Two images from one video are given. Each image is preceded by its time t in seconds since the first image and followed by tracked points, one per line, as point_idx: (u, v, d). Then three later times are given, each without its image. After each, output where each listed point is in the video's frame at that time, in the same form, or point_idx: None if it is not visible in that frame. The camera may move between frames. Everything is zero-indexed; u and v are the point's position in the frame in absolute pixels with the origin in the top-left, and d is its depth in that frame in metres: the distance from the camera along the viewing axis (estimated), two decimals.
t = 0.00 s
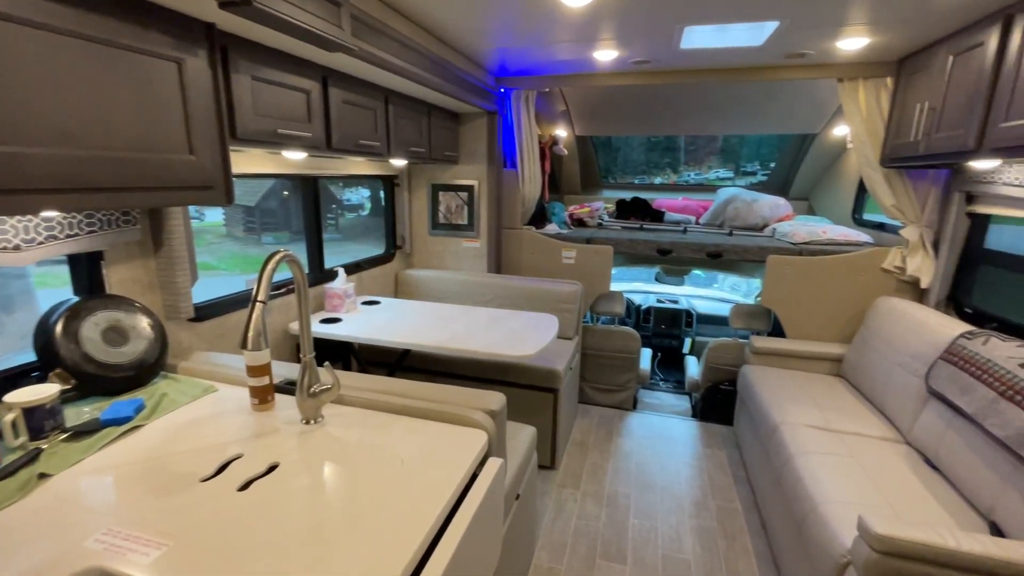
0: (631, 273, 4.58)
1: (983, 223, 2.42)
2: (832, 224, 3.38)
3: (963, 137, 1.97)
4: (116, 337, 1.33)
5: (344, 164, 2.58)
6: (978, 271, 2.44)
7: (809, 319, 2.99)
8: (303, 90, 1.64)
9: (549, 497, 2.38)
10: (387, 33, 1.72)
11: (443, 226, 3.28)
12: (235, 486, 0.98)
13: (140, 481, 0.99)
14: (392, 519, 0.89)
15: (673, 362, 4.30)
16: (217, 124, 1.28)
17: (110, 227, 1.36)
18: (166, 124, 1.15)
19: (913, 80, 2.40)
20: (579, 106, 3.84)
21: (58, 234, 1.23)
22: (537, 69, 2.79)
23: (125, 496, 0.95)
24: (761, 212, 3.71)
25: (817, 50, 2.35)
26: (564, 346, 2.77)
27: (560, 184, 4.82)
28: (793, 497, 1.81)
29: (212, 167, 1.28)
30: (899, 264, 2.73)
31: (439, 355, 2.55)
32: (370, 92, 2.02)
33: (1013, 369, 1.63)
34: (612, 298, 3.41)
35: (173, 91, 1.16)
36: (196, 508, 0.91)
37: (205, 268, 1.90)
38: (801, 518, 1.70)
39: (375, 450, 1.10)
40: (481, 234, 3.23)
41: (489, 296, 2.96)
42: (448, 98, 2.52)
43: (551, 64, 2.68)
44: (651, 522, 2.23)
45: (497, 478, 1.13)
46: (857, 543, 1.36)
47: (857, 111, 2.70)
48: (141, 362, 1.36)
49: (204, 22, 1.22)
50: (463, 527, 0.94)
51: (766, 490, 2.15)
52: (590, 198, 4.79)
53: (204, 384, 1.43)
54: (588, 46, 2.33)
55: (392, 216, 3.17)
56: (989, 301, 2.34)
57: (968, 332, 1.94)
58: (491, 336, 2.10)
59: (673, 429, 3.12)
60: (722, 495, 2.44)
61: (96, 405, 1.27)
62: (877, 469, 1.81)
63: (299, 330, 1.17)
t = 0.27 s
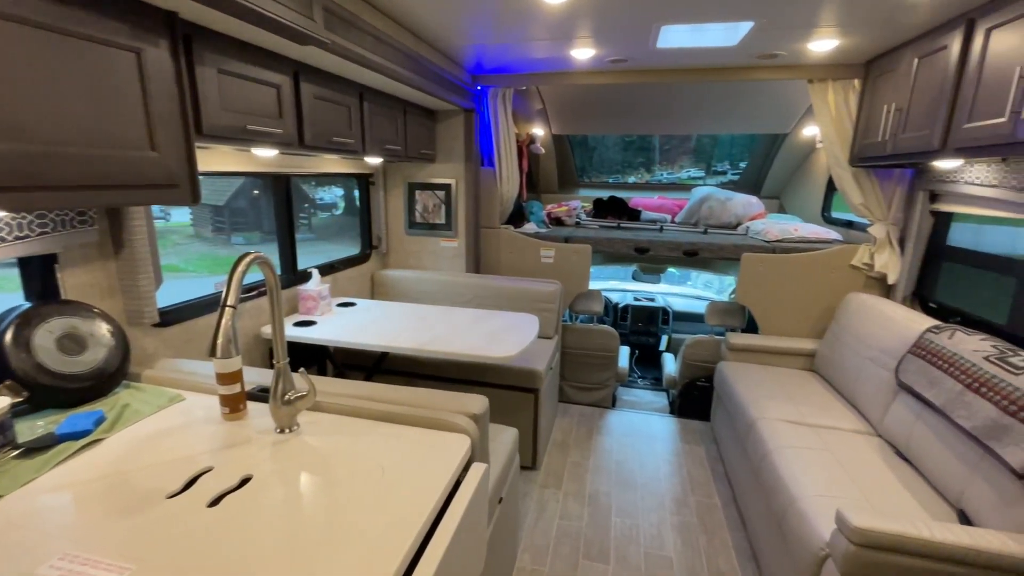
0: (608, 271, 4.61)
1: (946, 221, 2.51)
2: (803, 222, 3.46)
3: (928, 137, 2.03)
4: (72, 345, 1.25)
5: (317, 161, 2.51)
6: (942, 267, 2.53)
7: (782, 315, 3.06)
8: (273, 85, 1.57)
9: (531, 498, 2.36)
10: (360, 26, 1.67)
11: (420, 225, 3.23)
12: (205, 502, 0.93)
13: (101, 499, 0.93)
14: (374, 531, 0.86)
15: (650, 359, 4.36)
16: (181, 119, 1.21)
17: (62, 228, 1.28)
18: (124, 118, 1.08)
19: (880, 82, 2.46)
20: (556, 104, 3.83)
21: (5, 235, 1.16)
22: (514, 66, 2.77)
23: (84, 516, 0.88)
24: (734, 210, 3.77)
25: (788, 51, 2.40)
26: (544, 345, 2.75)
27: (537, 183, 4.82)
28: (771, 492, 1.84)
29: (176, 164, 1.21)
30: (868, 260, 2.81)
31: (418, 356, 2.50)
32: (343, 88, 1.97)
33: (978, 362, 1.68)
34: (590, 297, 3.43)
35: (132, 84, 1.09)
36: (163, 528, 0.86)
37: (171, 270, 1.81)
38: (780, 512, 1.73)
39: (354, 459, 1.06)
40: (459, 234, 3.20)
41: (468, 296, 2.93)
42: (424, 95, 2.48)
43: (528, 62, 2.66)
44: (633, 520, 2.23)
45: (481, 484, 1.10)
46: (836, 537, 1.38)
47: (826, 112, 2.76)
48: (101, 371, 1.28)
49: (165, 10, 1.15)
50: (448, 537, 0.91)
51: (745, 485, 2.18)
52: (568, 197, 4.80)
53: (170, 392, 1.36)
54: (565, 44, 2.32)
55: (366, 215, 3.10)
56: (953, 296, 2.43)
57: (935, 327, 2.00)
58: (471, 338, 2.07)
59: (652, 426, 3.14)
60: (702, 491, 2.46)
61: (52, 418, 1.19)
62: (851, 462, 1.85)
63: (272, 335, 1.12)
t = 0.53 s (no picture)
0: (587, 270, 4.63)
1: (912, 219, 2.59)
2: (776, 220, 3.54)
3: (896, 138, 2.09)
4: (28, 353, 1.18)
5: (290, 159, 2.44)
6: (908, 264, 2.61)
7: (757, 311, 3.12)
8: (243, 79, 1.51)
9: (513, 499, 2.35)
10: (335, 20, 1.62)
11: (397, 224, 3.18)
12: (175, 517, 0.88)
13: (60, 518, 0.87)
14: (356, 541, 0.83)
15: (628, 356, 4.40)
16: (145, 115, 1.15)
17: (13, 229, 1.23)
18: (81, 112, 1.02)
19: (849, 83, 2.53)
20: (533, 103, 3.82)
21: None
22: (492, 64, 2.75)
23: (42, 536, 0.83)
24: (709, 209, 3.84)
25: (761, 52, 2.43)
26: (524, 345, 2.74)
27: (515, 182, 4.81)
28: (750, 486, 1.87)
29: (140, 162, 1.15)
30: (838, 257, 2.88)
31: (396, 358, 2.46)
32: (317, 83, 1.91)
33: (945, 355, 1.74)
34: (570, 296, 3.44)
35: (90, 76, 1.03)
36: (129, 547, 0.81)
37: (136, 272, 1.73)
38: (760, 506, 1.75)
39: (333, 467, 1.03)
40: (438, 233, 3.16)
41: (447, 296, 2.90)
42: (400, 92, 2.43)
43: (506, 60, 2.64)
44: (614, 518, 2.24)
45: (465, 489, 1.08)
46: (814, 530, 1.41)
47: (798, 112, 2.82)
48: (60, 380, 1.21)
49: None
50: (433, 545, 0.89)
51: (724, 480, 2.21)
52: (545, 196, 4.80)
53: (136, 401, 1.29)
54: (543, 42, 2.31)
55: (342, 214, 3.04)
56: (918, 292, 2.51)
57: (904, 321, 2.07)
58: (451, 339, 2.05)
59: (632, 423, 3.17)
60: (681, 486, 2.49)
61: (6, 432, 1.11)
62: (826, 455, 1.90)
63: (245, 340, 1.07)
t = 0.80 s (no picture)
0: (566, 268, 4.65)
1: (881, 217, 2.67)
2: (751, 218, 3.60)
3: (866, 138, 2.14)
4: None
5: (263, 157, 2.38)
6: (878, 261, 2.69)
7: (734, 308, 3.17)
8: (213, 74, 1.46)
9: (497, 499, 2.33)
10: (309, 14, 1.58)
11: (375, 223, 3.14)
12: (146, 532, 0.84)
13: (20, 537, 0.82)
14: (339, 552, 0.80)
15: (609, 354, 4.43)
16: (108, 110, 1.10)
17: None
18: (37, 107, 0.96)
19: (821, 85, 2.58)
20: (512, 102, 3.81)
21: None
22: (470, 62, 2.72)
23: None
24: (686, 208, 3.89)
25: (737, 53, 2.47)
26: (506, 344, 2.73)
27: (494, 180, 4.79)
28: (730, 481, 1.89)
29: (103, 160, 1.10)
30: (811, 255, 2.95)
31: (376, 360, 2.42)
32: (291, 79, 1.86)
33: (915, 349, 1.79)
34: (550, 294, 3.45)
35: (47, 68, 0.97)
36: (96, 566, 0.77)
37: (101, 274, 1.66)
38: (740, 500, 1.78)
39: (314, 474, 1.00)
40: (417, 232, 3.12)
41: (427, 296, 2.86)
42: (377, 89, 2.39)
43: (485, 58, 2.62)
44: (598, 515, 2.25)
45: (450, 493, 1.06)
46: (794, 523, 1.43)
47: (772, 113, 2.87)
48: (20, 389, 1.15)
49: None
50: (418, 552, 0.87)
51: (704, 476, 2.24)
52: (525, 195, 4.80)
53: (103, 410, 1.24)
54: (522, 40, 2.30)
55: (318, 213, 2.97)
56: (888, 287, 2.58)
57: (875, 317, 2.12)
58: (432, 340, 2.02)
59: (613, 421, 3.19)
60: (663, 482, 2.52)
61: None
62: (803, 449, 1.94)
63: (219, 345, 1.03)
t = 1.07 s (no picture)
0: (548, 267, 4.66)
1: (854, 215, 2.74)
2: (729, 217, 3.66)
3: (840, 138, 2.19)
4: None
5: (238, 155, 2.31)
6: (851, 258, 2.76)
7: (713, 306, 3.22)
8: (184, 69, 1.41)
9: (481, 500, 2.32)
10: (284, 8, 1.53)
11: (355, 223, 3.09)
12: (118, 547, 0.80)
13: None
14: (324, 561, 0.78)
15: (590, 352, 4.46)
16: (72, 105, 1.05)
17: None
18: None
19: (796, 85, 2.63)
20: (493, 100, 3.79)
21: None
22: (450, 60, 2.70)
23: None
24: (665, 206, 3.93)
25: (715, 53, 2.50)
26: (489, 344, 2.71)
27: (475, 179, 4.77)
28: (712, 477, 1.92)
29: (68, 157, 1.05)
30: (787, 252, 3.01)
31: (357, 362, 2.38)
32: (266, 75, 1.81)
33: (889, 344, 1.84)
34: (533, 293, 3.44)
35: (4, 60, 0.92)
36: None
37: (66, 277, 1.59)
38: (722, 495, 1.80)
39: (296, 481, 0.97)
40: (398, 231, 3.10)
41: (409, 296, 2.83)
42: (356, 86, 2.35)
43: (465, 55, 2.60)
44: (582, 513, 2.26)
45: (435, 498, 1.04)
46: (775, 516, 1.46)
47: (749, 112, 2.92)
48: None
49: None
50: (406, 558, 0.85)
51: (686, 471, 2.27)
52: (506, 194, 4.79)
53: (69, 419, 1.18)
54: (503, 38, 2.28)
55: (296, 213, 2.91)
56: (861, 284, 2.65)
57: (850, 312, 2.17)
58: (415, 341, 1.99)
59: (596, 419, 3.20)
60: (646, 479, 2.54)
61: None
62: (783, 443, 1.97)
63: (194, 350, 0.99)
